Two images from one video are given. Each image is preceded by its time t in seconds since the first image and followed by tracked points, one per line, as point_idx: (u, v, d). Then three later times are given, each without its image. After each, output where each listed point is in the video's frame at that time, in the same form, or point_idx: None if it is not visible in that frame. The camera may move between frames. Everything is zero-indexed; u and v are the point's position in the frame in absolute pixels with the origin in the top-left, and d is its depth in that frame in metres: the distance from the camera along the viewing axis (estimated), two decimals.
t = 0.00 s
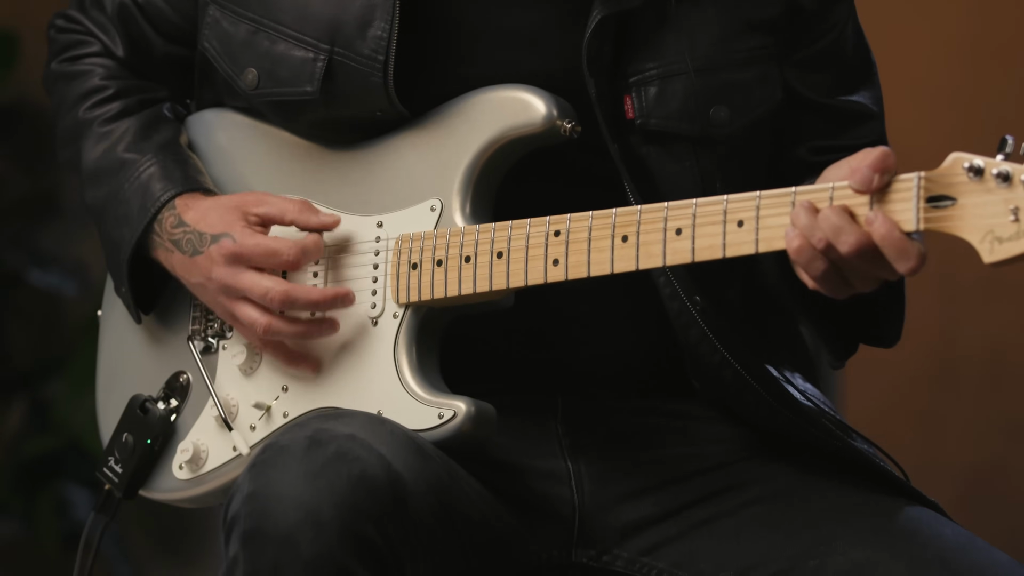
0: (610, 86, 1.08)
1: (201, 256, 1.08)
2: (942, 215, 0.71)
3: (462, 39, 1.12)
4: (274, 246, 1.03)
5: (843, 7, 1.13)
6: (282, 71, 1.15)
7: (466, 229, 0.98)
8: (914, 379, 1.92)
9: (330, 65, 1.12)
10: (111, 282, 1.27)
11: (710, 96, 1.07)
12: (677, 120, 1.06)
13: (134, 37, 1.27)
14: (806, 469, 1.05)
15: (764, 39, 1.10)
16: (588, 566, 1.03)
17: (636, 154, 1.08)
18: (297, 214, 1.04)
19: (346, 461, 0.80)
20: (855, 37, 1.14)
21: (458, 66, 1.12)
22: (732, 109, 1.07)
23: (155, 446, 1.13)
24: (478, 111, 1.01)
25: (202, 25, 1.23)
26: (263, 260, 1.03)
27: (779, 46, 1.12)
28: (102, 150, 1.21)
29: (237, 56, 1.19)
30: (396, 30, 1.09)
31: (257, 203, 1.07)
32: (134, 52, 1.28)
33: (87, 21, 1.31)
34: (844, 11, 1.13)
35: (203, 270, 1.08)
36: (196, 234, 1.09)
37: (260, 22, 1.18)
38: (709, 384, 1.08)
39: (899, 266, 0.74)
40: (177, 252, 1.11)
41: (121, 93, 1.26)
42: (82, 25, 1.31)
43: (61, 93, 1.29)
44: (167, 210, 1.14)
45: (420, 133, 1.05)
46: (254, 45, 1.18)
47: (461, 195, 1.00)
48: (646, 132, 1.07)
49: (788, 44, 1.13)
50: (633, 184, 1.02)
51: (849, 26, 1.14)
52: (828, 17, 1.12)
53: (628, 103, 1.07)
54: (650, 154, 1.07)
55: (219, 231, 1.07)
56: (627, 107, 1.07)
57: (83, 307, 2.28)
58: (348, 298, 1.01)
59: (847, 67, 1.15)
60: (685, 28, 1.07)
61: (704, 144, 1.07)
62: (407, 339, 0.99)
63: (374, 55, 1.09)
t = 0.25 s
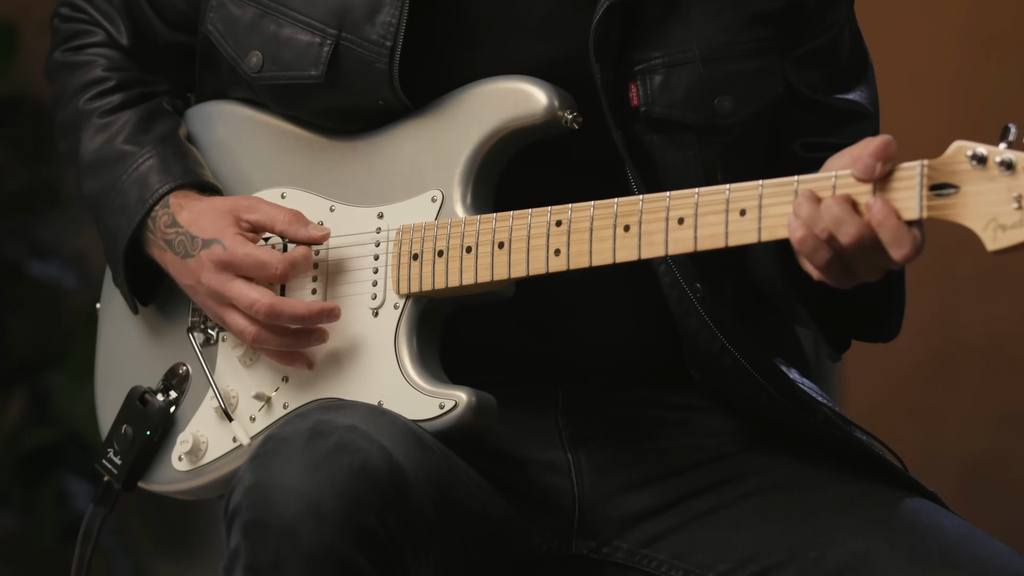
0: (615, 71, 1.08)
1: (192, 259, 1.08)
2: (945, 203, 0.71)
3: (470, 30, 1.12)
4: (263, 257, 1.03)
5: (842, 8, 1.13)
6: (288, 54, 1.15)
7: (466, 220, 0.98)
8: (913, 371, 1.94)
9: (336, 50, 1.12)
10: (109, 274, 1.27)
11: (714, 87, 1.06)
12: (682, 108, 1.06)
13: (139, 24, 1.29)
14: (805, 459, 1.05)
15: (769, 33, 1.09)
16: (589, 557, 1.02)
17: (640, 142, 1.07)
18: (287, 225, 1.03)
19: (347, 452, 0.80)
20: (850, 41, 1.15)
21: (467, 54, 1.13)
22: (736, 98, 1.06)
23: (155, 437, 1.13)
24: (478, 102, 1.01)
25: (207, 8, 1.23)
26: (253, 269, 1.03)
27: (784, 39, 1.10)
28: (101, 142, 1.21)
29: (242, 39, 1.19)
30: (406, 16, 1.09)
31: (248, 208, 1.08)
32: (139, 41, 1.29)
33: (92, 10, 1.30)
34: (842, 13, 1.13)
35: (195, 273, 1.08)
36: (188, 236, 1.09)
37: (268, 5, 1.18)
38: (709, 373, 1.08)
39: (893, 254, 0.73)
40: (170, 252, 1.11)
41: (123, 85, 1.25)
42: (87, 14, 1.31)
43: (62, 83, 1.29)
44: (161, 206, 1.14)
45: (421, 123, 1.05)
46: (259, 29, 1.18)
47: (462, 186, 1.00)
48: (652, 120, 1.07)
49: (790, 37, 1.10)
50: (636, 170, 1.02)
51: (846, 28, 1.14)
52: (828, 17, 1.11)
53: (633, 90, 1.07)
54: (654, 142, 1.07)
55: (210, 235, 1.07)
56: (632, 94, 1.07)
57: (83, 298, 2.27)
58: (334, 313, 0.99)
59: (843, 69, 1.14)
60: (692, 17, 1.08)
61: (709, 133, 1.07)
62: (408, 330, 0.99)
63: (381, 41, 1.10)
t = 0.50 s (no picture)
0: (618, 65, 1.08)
1: (207, 275, 1.08)
2: (946, 198, 0.71)
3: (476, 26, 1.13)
4: (282, 285, 1.03)
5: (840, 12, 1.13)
6: (293, 43, 1.15)
7: (466, 215, 0.97)
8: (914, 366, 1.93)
9: (342, 41, 1.12)
10: (110, 265, 1.27)
11: (717, 83, 1.06)
12: (683, 104, 1.06)
13: (144, 19, 1.29)
14: (805, 455, 1.05)
15: (768, 30, 1.09)
16: (588, 553, 1.03)
17: (641, 137, 1.07)
18: (297, 258, 1.04)
19: (348, 446, 0.80)
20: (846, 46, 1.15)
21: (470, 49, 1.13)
22: (737, 96, 1.06)
23: (154, 432, 1.13)
24: (479, 97, 1.00)
25: None
26: (268, 295, 1.03)
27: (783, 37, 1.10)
28: (106, 142, 1.21)
29: (248, 26, 1.18)
30: (415, 9, 1.09)
31: (266, 232, 1.07)
32: (143, 37, 1.29)
33: (93, 6, 1.30)
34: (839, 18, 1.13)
35: (206, 289, 1.08)
36: (202, 251, 1.09)
37: None
38: (707, 369, 1.08)
39: (891, 249, 0.74)
40: (179, 263, 1.11)
41: (125, 84, 1.26)
42: (88, 10, 1.30)
43: (62, 80, 1.29)
44: (172, 207, 1.14)
45: (423, 117, 1.04)
46: (265, 16, 1.18)
47: (462, 181, 1.00)
48: (652, 115, 1.07)
49: (788, 36, 1.10)
50: (636, 165, 1.02)
51: (842, 33, 1.14)
52: (825, 21, 1.12)
53: (635, 86, 1.07)
54: (654, 138, 1.07)
55: (230, 256, 1.07)
56: (633, 89, 1.07)
57: (81, 293, 2.31)
58: (342, 353, 0.99)
59: (837, 72, 1.14)
60: (695, 13, 1.08)
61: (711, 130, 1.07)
62: (407, 326, 0.99)
63: (388, 33, 1.10)
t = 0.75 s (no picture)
0: (611, 58, 1.07)
1: (179, 265, 1.07)
2: (948, 199, 0.71)
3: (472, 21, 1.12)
4: (247, 283, 1.02)
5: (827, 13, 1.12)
6: (294, 31, 1.14)
7: (465, 213, 0.97)
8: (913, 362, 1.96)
9: (343, 29, 1.11)
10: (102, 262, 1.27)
11: (711, 75, 1.05)
12: (674, 96, 1.05)
13: (140, 7, 1.28)
14: (805, 452, 1.05)
15: (759, 27, 1.07)
16: (587, 550, 1.02)
17: (632, 129, 1.07)
18: (272, 258, 1.02)
19: (348, 445, 0.80)
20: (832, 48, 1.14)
21: (468, 42, 1.12)
22: (731, 89, 1.05)
23: (152, 429, 1.12)
24: (477, 93, 0.99)
25: None
26: (236, 291, 1.03)
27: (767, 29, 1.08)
28: (97, 132, 1.20)
29: (247, 13, 1.17)
30: None
31: (241, 228, 1.06)
32: (138, 25, 1.28)
33: None
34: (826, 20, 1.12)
35: (179, 280, 1.07)
36: (178, 240, 1.09)
37: None
38: (696, 361, 1.07)
39: (885, 252, 0.74)
40: (157, 251, 1.11)
41: (118, 73, 1.25)
42: None
43: (57, 66, 1.28)
44: (155, 207, 1.13)
45: (420, 112, 1.03)
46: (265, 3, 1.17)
47: (459, 178, 0.99)
48: (644, 107, 1.06)
49: (775, 32, 1.09)
50: (627, 156, 1.01)
51: (830, 33, 1.14)
52: (809, 22, 1.11)
53: (627, 77, 1.07)
54: (646, 129, 1.06)
55: (202, 247, 1.06)
56: (626, 81, 1.07)
57: (80, 288, 2.31)
58: (305, 352, 1.00)
59: (825, 73, 1.14)
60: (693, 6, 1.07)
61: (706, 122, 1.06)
62: (406, 325, 0.99)
63: (389, 22, 1.09)
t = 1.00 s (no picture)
0: (610, 54, 1.07)
1: (202, 248, 1.06)
2: (949, 197, 0.71)
3: (474, 17, 1.12)
4: (272, 260, 1.00)
5: (826, 7, 1.12)
6: (293, 34, 1.15)
7: (466, 211, 0.97)
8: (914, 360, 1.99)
9: (343, 31, 1.12)
10: (107, 258, 1.27)
11: (711, 71, 1.06)
12: (674, 92, 1.06)
13: (140, 7, 1.28)
14: (802, 450, 1.05)
15: (759, 21, 1.08)
16: (586, 547, 1.03)
17: (631, 125, 1.07)
18: (302, 233, 1.00)
19: (348, 442, 0.80)
20: (832, 41, 1.14)
21: (466, 40, 1.12)
22: (729, 86, 1.06)
23: (153, 426, 1.12)
24: (479, 92, 1.00)
25: None
26: (261, 268, 1.01)
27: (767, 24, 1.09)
28: (108, 125, 1.21)
29: (247, 18, 1.18)
30: None
31: (266, 207, 1.04)
32: (139, 24, 1.28)
33: None
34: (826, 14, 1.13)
35: (201, 264, 1.06)
36: (202, 224, 1.08)
37: None
38: (694, 358, 1.07)
39: (890, 248, 0.74)
40: (180, 237, 1.10)
41: (127, 69, 1.25)
42: None
43: (61, 67, 1.27)
44: (177, 192, 1.13)
45: (421, 112, 1.04)
46: (265, 7, 1.18)
47: (461, 176, 1.00)
48: (643, 104, 1.06)
49: (775, 27, 1.09)
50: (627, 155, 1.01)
51: (830, 27, 1.14)
52: (812, 14, 1.11)
53: (626, 74, 1.06)
54: (645, 126, 1.07)
55: (225, 228, 1.05)
56: (626, 77, 1.06)
57: (81, 286, 2.32)
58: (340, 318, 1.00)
59: (826, 67, 1.14)
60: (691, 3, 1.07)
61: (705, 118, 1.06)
62: (407, 322, 0.99)
63: (388, 23, 1.09)
